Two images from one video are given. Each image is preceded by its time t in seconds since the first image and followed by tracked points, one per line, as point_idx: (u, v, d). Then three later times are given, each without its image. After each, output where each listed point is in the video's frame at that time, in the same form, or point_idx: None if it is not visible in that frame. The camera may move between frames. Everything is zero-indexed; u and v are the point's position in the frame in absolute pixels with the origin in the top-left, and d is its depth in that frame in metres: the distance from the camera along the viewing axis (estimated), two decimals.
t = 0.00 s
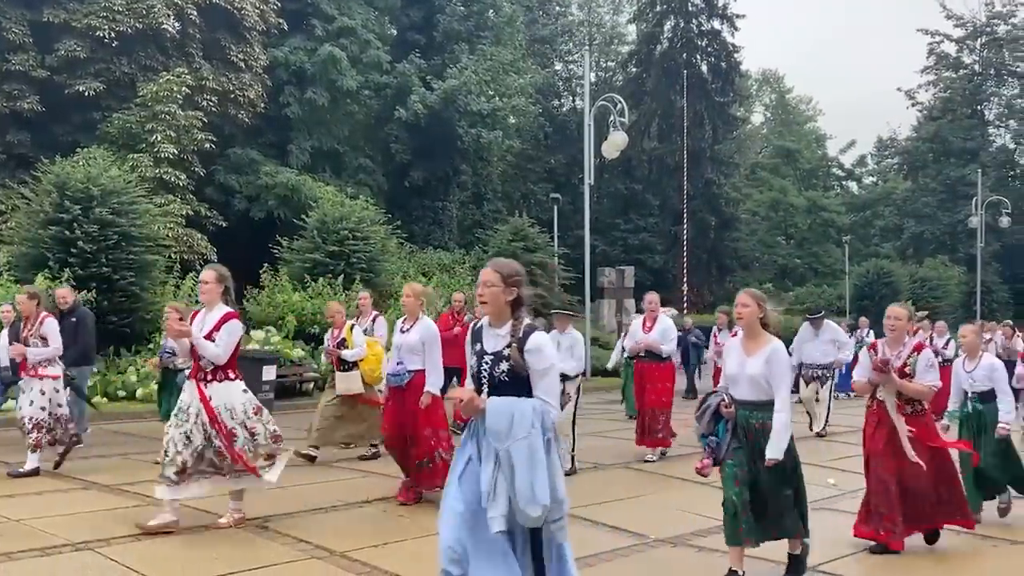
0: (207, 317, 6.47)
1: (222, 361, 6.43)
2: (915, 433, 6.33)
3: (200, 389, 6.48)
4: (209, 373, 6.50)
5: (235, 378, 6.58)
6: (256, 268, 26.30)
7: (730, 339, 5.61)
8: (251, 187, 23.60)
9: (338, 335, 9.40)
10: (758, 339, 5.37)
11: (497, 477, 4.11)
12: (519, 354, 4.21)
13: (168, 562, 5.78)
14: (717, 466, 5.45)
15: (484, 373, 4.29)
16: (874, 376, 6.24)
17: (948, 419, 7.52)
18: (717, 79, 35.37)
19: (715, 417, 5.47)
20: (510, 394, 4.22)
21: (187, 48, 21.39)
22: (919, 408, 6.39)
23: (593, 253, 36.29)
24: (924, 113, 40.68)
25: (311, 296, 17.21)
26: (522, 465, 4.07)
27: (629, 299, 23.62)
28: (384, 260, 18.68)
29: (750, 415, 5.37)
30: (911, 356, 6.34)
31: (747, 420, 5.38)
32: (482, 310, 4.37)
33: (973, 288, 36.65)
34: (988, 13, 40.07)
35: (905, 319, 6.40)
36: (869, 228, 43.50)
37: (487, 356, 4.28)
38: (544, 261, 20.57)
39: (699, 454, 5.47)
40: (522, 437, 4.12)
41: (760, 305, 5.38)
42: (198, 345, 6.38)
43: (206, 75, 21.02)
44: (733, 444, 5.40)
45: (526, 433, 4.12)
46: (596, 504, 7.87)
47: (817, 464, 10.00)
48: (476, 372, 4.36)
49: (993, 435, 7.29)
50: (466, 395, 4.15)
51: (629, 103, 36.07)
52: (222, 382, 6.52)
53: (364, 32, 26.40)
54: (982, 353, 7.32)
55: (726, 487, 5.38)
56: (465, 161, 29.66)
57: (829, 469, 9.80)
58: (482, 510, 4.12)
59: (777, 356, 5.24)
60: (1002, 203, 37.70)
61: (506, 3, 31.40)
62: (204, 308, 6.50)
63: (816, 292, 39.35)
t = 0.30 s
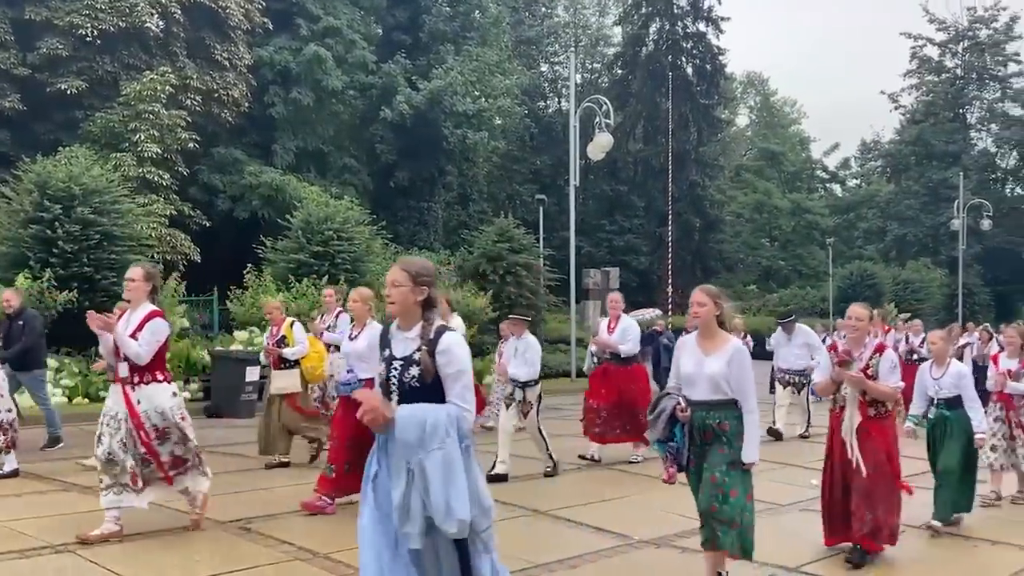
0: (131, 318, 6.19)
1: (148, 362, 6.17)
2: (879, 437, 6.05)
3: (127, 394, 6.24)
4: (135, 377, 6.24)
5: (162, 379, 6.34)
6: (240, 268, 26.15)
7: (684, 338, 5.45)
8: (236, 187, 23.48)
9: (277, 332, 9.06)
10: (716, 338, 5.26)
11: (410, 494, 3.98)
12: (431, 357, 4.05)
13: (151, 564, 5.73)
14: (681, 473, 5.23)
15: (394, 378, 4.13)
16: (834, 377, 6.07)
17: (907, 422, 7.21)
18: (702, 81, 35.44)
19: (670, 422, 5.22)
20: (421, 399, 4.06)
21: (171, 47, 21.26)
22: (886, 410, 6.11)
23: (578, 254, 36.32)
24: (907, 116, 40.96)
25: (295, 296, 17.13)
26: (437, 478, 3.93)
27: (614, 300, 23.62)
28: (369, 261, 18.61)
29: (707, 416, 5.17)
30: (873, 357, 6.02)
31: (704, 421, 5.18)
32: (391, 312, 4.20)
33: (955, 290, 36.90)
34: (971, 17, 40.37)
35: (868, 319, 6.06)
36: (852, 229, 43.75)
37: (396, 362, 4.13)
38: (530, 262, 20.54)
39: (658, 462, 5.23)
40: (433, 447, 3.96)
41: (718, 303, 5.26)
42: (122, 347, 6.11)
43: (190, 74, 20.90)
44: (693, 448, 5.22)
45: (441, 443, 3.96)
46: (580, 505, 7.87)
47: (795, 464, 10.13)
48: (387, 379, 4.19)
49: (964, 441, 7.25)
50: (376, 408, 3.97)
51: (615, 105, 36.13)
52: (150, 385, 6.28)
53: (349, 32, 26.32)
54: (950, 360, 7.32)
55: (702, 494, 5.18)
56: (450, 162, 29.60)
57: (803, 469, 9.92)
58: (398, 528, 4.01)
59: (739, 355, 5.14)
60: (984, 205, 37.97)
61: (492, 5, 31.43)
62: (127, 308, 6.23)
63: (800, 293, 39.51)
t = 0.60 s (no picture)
0: (33, 315, 5.85)
1: (50, 363, 5.83)
2: (818, 448, 5.89)
3: (23, 395, 5.91)
4: (35, 377, 5.91)
5: (61, 381, 5.98)
6: (201, 271, 25.77)
7: (615, 347, 5.08)
8: (195, 188, 23.15)
9: (194, 343, 8.70)
10: (649, 349, 4.86)
11: (288, 496, 3.65)
12: (315, 349, 3.72)
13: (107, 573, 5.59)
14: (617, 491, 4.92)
15: (273, 373, 3.78)
16: (773, 383, 5.97)
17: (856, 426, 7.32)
18: (666, 88, 35.67)
19: (598, 437, 4.90)
20: (306, 394, 3.73)
21: (130, 46, 20.90)
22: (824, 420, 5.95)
23: (543, 259, 36.38)
24: (865, 125, 41.64)
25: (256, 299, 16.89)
26: (323, 474, 3.64)
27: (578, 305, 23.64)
28: (332, 265, 18.42)
29: (635, 432, 4.79)
30: (814, 364, 5.89)
31: (631, 435, 4.80)
32: (271, 303, 3.83)
33: (911, 296, 37.53)
34: (927, 29, 41.14)
35: (812, 323, 5.97)
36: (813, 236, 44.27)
37: (278, 358, 3.77)
38: (494, 266, 20.48)
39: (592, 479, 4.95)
40: (318, 443, 3.66)
41: (648, 311, 4.89)
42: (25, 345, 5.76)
43: (149, 74, 20.59)
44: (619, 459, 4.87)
45: (328, 437, 3.68)
46: (543, 510, 7.84)
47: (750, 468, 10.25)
48: (265, 375, 3.81)
49: (905, 448, 7.21)
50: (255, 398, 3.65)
51: (579, 111, 36.27)
52: (49, 387, 5.93)
53: (313, 34, 26.12)
54: (898, 364, 7.28)
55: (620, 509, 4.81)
56: (415, 166, 29.46)
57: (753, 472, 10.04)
58: (271, 532, 3.65)
59: (670, 368, 4.72)
60: (939, 214, 38.63)
61: (457, 9, 31.41)
62: (30, 305, 5.90)
63: (761, 299, 39.91)
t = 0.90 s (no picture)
0: None
1: None
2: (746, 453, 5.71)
3: None
4: None
5: None
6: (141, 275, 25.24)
7: (536, 353, 4.96)
8: (136, 191, 22.67)
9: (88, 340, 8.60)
10: (566, 353, 4.75)
11: (124, 539, 3.35)
12: (161, 378, 3.35)
13: None
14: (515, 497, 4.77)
15: (119, 396, 3.43)
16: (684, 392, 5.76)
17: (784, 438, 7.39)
18: (613, 96, 35.96)
19: (514, 443, 4.78)
20: (152, 427, 3.39)
21: (68, 45, 20.37)
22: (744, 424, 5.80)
23: (491, 265, 36.35)
24: (807, 135, 42.51)
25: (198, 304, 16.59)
26: (160, 520, 3.31)
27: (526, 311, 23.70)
28: (277, 269, 18.16)
29: (551, 440, 4.66)
30: (727, 370, 5.72)
31: (547, 444, 4.66)
32: (122, 314, 3.49)
33: (851, 303, 38.39)
34: (867, 42, 42.16)
35: (724, 329, 5.85)
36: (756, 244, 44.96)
37: (123, 377, 3.41)
38: (441, 272, 20.43)
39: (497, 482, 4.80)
40: (156, 486, 3.32)
41: (568, 313, 4.78)
42: None
43: (89, 74, 20.11)
44: (530, 467, 4.70)
45: (168, 483, 3.34)
46: (490, 515, 7.86)
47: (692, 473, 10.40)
48: (113, 395, 3.48)
49: (834, 459, 7.36)
50: (90, 439, 3.35)
51: (527, 117, 36.39)
52: None
53: (259, 36, 25.76)
54: (825, 373, 7.40)
55: (519, 521, 4.62)
56: (362, 170, 29.22)
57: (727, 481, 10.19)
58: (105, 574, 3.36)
59: (581, 373, 4.61)
60: (878, 223, 39.58)
61: (405, 13, 31.30)
62: None
63: (706, 306, 40.47)
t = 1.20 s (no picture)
0: None
1: None
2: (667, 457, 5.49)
3: None
4: None
5: None
6: (90, 278, 24.68)
7: (444, 365, 4.60)
8: (85, 193, 22.16)
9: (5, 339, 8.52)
10: (478, 364, 4.42)
11: None
12: None
13: None
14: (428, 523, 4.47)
15: None
16: (603, 396, 5.43)
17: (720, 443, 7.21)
18: (570, 101, 36.10)
19: (423, 466, 4.50)
20: None
21: (14, 43, 19.83)
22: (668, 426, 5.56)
23: (448, 269, 36.24)
24: (761, 142, 43.11)
25: (149, 309, 16.28)
26: None
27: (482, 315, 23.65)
28: (230, 273, 17.86)
29: (465, 462, 4.34)
30: (649, 371, 5.47)
31: (460, 466, 4.35)
32: None
33: (803, 307, 38.99)
34: (818, 51, 42.90)
35: (647, 330, 5.55)
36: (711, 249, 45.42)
37: None
38: (398, 276, 20.31)
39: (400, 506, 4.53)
40: None
41: (480, 323, 4.45)
42: None
43: (35, 73, 19.61)
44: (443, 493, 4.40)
45: None
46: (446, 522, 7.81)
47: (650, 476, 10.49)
48: None
49: (773, 460, 7.08)
50: None
51: (484, 121, 36.40)
52: None
53: (212, 36, 25.38)
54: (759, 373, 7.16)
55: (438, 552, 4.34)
56: (317, 172, 28.92)
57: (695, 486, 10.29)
58: None
59: (496, 387, 4.30)
60: (829, 228, 40.25)
61: (362, 16, 31.11)
62: None
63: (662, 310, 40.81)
